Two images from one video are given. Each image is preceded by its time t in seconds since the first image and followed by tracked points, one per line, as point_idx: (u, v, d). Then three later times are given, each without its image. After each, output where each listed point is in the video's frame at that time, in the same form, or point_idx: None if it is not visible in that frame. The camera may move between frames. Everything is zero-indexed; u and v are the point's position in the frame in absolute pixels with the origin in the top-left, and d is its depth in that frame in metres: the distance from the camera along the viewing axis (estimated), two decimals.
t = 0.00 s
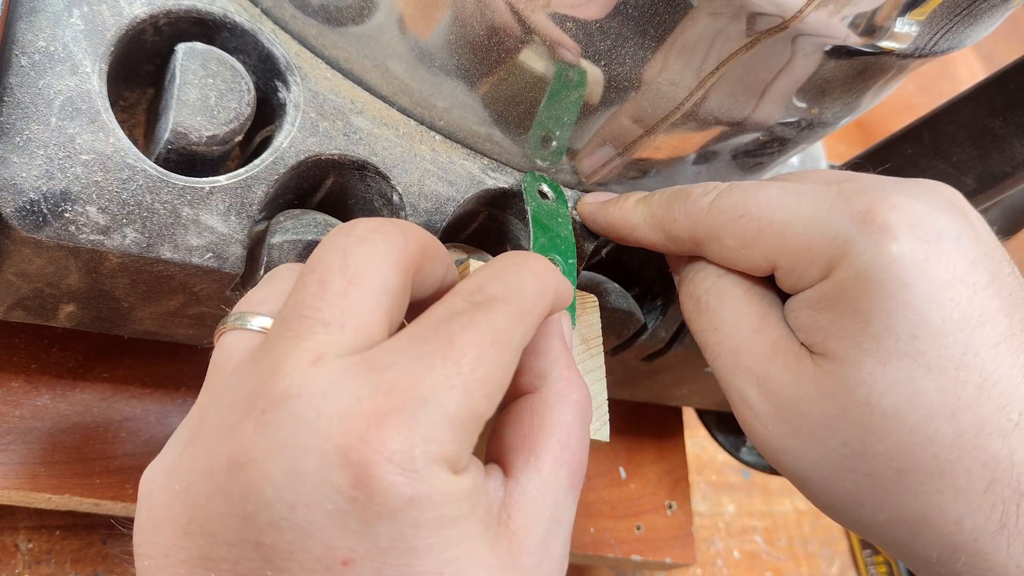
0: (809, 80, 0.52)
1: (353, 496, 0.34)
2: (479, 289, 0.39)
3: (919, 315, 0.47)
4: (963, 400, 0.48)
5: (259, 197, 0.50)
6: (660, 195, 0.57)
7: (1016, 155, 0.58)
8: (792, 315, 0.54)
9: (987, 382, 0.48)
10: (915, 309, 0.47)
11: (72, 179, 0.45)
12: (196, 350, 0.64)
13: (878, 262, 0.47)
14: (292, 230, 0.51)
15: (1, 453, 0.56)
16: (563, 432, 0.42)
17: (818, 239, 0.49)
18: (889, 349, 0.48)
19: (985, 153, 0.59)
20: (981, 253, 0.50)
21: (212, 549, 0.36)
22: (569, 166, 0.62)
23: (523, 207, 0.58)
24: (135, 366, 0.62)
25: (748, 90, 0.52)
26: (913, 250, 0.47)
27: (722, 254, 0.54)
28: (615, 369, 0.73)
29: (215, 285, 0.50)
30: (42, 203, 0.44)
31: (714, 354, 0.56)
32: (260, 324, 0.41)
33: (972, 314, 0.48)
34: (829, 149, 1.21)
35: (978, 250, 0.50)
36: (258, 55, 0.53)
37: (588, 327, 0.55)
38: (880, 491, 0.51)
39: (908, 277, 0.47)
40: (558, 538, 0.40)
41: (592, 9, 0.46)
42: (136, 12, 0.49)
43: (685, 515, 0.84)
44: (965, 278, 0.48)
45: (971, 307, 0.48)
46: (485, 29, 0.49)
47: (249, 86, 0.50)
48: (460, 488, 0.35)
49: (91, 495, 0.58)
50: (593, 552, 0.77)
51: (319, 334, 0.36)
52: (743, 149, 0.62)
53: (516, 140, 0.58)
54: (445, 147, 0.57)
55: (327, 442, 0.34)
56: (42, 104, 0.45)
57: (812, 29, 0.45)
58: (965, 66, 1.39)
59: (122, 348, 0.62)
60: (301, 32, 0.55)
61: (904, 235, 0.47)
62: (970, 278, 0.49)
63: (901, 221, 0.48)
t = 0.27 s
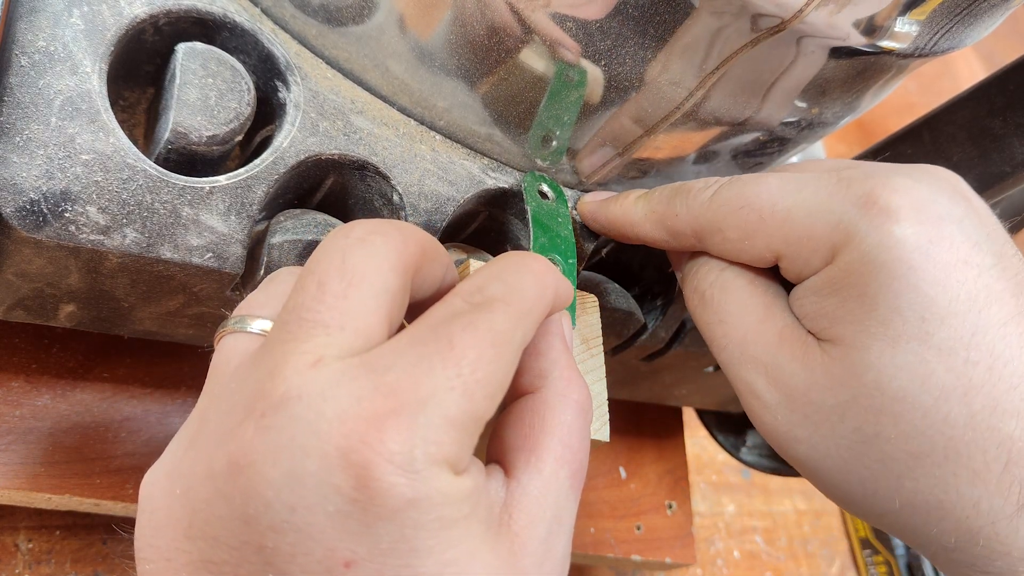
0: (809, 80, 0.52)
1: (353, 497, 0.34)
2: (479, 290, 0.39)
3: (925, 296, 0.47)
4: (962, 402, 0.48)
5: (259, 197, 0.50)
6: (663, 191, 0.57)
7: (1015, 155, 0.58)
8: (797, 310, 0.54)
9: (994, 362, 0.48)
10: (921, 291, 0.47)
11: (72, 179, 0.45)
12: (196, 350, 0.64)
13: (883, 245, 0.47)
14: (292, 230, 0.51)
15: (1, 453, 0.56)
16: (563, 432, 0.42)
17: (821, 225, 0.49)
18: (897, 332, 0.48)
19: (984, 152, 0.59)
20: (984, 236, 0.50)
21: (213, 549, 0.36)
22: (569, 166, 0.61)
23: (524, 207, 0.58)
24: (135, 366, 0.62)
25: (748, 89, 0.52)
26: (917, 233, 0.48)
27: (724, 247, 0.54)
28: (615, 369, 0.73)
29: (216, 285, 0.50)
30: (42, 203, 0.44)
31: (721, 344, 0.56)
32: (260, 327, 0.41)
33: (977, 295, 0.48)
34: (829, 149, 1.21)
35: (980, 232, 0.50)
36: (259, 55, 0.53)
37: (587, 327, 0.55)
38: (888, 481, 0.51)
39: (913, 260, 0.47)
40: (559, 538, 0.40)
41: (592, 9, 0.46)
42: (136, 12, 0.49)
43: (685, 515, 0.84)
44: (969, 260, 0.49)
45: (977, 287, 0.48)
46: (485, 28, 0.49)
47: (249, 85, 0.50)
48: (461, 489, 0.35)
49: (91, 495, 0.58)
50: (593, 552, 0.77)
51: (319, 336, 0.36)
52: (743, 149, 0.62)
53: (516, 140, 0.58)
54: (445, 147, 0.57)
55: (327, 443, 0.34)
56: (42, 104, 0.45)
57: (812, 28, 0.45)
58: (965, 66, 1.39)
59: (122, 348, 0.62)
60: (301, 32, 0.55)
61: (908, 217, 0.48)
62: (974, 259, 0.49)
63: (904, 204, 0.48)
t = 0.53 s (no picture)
0: (809, 79, 0.52)
1: (354, 497, 0.34)
2: (479, 290, 0.39)
3: (940, 285, 0.48)
4: (961, 400, 0.48)
5: (259, 196, 0.50)
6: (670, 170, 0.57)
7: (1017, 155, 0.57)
8: (801, 306, 0.54)
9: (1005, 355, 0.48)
10: (933, 282, 0.48)
11: (72, 178, 0.45)
12: (196, 350, 0.64)
13: (898, 234, 0.47)
14: (292, 230, 0.51)
15: (1, 453, 0.55)
16: (563, 432, 0.42)
17: (835, 212, 0.50)
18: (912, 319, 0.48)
19: (985, 151, 0.59)
20: (1002, 231, 0.50)
21: (213, 549, 0.36)
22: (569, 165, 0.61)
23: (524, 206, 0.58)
24: (134, 366, 0.62)
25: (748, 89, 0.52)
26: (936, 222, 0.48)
27: (733, 227, 0.54)
28: (615, 369, 0.73)
29: (216, 285, 0.50)
30: (42, 203, 0.44)
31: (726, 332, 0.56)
32: (259, 329, 0.41)
33: (994, 289, 0.48)
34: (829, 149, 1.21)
35: (999, 229, 0.50)
36: (259, 55, 0.53)
37: (588, 327, 0.55)
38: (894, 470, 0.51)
39: (927, 251, 0.47)
40: (559, 538, 0.40)
41: (592, 8, 0.46)
42: (136, 12, 0.49)
43: (685, 514, 0.84)
44: (986, 254, 0.49)
45: (991, 280, 0.48)
46: (485, 28, 0.49)
47: (249, 85, 0.50)
48: (462, 490, 0.35)
49: (90, 495, 0.58)
50: (593, 552, 0.77)
51: (319, 337, 0.36)
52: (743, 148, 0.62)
53: (516, 140, 0.58)
54: (445, 146, 0.57)
55: (327, 444, 0.34)
56: (41, 104, 0.45)
57: (813, 27, 0.45)
58: (965, 65, 1.39)
59: (122, 348, 0.62)
60: (301, 32, 0.55)
61: (926, 207, 0.48)
62: (989, 253, 0.49)
63: (922, 194, 0.48)
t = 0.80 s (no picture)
0: (809, 79, 0.52)
1: (355, 498, 0.34)
2: (479, 291, 0.39)
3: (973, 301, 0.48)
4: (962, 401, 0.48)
5: (259, 196, 0.50)
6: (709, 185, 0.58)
7: (1017, 155, 0.58)
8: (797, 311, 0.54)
9: None
10: (964, 298, 0.48)
11: (72, 178, 0.45)
12: (196, 350, 0.64)
13: (931, 251, 0.48)
14: (292, 230, 0.51)
15: (1, 454, 0.55)
16: (563, 432, 0.42)
17: (870, 226, 0.50)
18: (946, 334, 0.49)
19: (985, 151, 0.59)
20: None
21: (214, 550, 0.36)
22: (569, 165, 0.61)
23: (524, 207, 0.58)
24: (134, 366, 0.62)
25: (748, 89, 0.52)
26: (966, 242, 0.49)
27: (772, 240, 0.55)
28: (616, 369, 0.73)
29: (216, 285, 0.50)
30: (42, 203, 0.44)
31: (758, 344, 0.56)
32: (259, 330, 0.41)
33: (1018, 308, 0.49)
34: (829, 149, 1.21)
35: (1023, 250, 0.50)
36: (258, 55, 0.53)
37: (588, 327, 0.55)
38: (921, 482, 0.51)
39: (955, 268, 0.48)
40: (560, 538, 0.40)
41: (592, 7, 0.46)
42: (136, 12, 0.49)
43: (685, 515, 0.84)
44: (1011, 274, 0.49)
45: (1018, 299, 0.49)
46: (485, 28, 0.49)
47: (249, 85, 0.50)
48: (463, 491, 0.35)
49: (90, 495, 0.58)
50: (594, 552, 0.77)
51: (319, 338, 0.36)
52: (743, 148, 0.62)
53: (516, 140, 0.58)
54: (445, 146, 0.57)
55: (328, 445, 0.34)
56: (41, 104, 0.45)
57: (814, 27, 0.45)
58: (965, 65, 1.39)
59: (122, 348, 0.62)
60: (301, 31, 0.55)
61: (954, 224, 0.49)
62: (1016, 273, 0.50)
63: (951, 212, 0.49)
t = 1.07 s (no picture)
0: (809, 79, 0.52)
1: (357, 499, 0.34)
2: (480, 291, 0.39)
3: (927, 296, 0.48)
4: (963, 401, 0.48)
5: (259, 196, 0.50)
6: (659, 172, 0.56)
7: (1017, 154, 0.58)
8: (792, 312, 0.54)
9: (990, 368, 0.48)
10: (921, 293, 0.48)
11: (72, 178, 0.45)
12: (197, 351, 0.64)
13: (884, 245, 0.48)
14: (292, 230, 0.51)
15: (1, 454, 0.55)
16: (563, 432, 0.42)
17: (822, 221, 0.50)
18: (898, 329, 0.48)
19: (985, 151, 0.59)
20: (989, 249, 0.50)
21: (215, 551, 0.36)
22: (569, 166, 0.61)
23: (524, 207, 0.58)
24: (135, 366, 0.62)
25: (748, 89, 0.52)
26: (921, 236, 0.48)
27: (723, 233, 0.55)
28: (616, 369, 0.73)
29: (216, 285, 0.50)
30: (42, 203, 0.44)
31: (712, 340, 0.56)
32: (260, 330, 0.41)
33: (979, 303, 0.49)
34: (828, 149, 1.21)
35: (987, 246, 0.50)
36: (259, 55, 0.53)
37: (588, 326, 0.55)
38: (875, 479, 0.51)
39: (912, 262, 0.48)
40: (560, 539, 0.40)
41: (592, 7, 0.46)
42: (136, 12, 0.48)
43: (686, 515, 0.84)
44: (972, 269, 0.49)
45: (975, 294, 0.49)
46: (485, 28, 0.49)
47: (249, 85, 0.50)
48: (465, 492, 0.35)
49: (90, 495, 0.58)
50: (594, 552, 0.77)
51: (319, 338, 0.36)
52: (743, 148, 0.62)
53: (516, 140, 0.58)
54: (445, 147, 0.57)
55: (329, 446, 0.34)
56: (41, 104, 0.45)
57: (813, 26, 0.45)
58: (965, 66, 1.39)
59: (123, 348, 0.62)
60: (301, 32, 0.55)
61: (911, 219, 0.49)
62: (973, 265, 0.49)
63: (908, 207, 0.49)
